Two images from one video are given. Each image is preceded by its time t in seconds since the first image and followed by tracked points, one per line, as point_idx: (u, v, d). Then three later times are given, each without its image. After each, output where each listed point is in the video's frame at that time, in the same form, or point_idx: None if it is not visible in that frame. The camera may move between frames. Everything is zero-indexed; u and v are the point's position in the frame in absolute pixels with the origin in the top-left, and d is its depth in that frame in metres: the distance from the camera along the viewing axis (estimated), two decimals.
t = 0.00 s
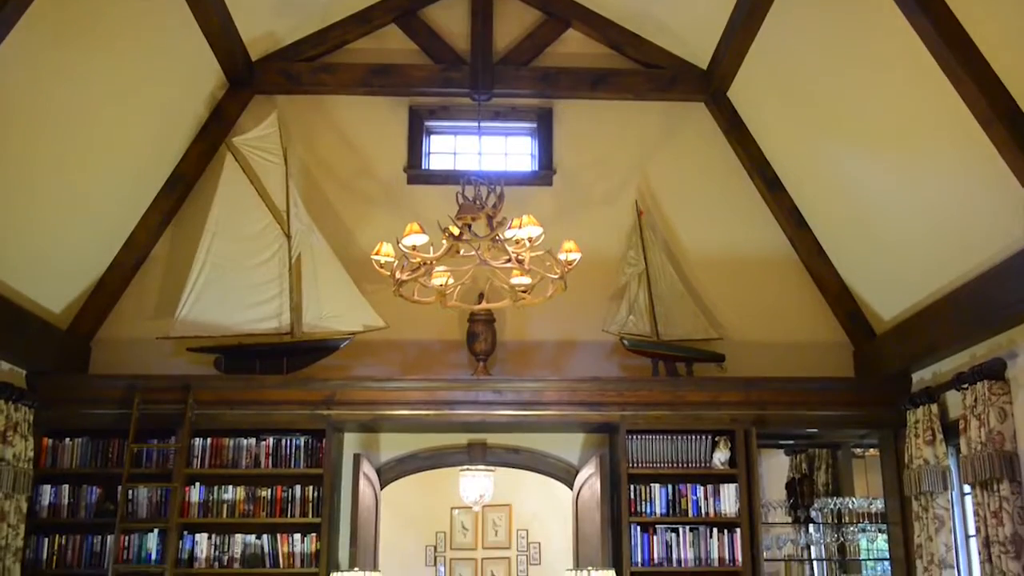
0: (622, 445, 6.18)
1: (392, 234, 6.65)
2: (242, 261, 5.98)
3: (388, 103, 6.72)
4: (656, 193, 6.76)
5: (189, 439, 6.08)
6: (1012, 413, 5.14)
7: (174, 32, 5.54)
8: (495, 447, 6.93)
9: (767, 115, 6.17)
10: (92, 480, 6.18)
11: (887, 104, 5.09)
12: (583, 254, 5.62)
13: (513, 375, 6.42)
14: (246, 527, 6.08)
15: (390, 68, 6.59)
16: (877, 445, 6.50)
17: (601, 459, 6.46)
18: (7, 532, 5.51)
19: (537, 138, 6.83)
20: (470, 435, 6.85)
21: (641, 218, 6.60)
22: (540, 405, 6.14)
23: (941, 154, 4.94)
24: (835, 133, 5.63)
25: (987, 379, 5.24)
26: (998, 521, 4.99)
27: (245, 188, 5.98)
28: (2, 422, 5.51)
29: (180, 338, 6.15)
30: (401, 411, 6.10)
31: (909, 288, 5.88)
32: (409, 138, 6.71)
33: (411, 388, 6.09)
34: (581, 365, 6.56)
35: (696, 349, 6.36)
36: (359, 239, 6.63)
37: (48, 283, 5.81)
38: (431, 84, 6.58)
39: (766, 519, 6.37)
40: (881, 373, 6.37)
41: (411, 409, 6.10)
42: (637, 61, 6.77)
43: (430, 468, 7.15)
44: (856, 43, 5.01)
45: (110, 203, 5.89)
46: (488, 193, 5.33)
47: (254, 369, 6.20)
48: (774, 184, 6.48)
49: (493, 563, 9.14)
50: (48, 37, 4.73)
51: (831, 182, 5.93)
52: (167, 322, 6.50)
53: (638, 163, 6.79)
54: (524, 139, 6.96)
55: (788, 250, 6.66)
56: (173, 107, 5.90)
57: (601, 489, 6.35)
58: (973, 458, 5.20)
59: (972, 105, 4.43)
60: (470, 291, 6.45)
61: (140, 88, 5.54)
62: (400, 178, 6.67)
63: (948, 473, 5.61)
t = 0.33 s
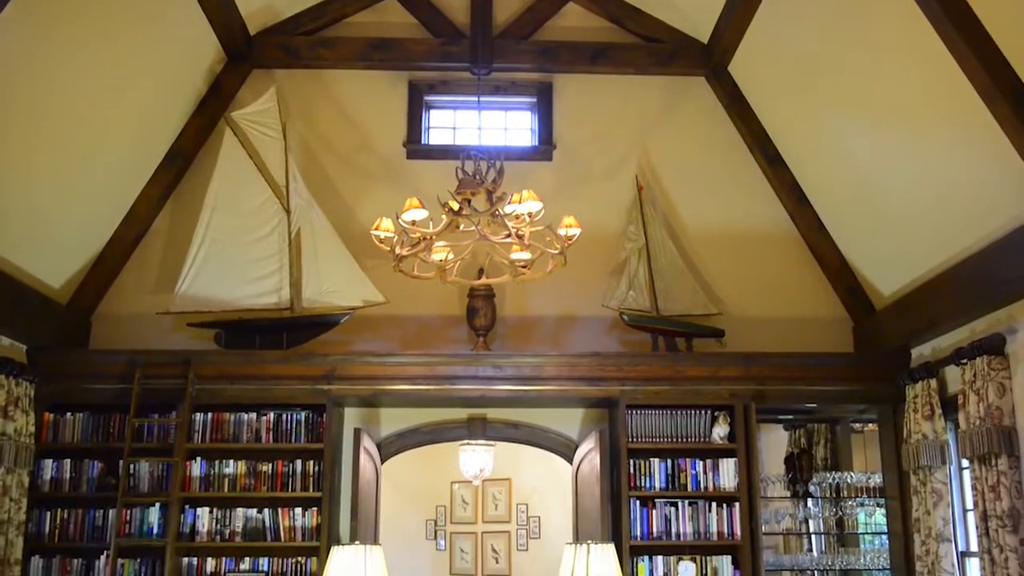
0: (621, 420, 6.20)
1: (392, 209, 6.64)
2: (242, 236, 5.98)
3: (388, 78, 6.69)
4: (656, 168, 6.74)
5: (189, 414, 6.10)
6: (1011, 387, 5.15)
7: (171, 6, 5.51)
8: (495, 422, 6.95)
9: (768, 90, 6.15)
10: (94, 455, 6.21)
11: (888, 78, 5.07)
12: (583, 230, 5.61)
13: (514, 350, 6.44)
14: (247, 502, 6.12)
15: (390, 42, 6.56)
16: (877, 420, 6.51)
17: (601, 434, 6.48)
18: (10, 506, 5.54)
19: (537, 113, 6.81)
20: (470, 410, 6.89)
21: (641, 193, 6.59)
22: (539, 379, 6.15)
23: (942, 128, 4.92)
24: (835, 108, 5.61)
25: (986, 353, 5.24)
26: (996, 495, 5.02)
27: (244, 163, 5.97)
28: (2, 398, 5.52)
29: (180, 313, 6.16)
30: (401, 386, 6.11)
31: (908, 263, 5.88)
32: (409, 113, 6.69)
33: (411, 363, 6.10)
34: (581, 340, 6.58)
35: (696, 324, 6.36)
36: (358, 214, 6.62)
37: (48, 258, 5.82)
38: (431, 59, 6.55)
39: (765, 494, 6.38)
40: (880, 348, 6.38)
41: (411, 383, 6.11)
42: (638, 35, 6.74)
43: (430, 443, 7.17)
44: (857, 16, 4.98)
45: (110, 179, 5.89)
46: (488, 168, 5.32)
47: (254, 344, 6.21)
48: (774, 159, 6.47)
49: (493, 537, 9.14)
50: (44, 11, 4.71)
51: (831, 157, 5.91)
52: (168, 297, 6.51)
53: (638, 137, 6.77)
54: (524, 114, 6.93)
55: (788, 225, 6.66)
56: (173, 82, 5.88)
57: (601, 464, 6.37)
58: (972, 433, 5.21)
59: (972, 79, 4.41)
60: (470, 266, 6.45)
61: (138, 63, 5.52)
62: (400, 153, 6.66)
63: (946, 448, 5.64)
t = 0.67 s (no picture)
0: (621, 397, 6.21)
1: (392, 186, 6.62)
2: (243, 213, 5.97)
3: (387, 53, 6.66)
4: (656, 144, 6.72)
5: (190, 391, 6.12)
6: (1011, 364, 5.16)
7: None
8: (495, 399, 6.96)
9: (769, 67, 6.12)
10: (95, 432, 6.23)
11: (889, 54, 5.04)
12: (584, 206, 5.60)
13: (513, 327, 6.45)
14: (248, 478, 6.15)
15: (389, 18, 6.52)
16: (876, 397, 6.54)
17: (601, 411, 6.49)
18: (11, 482, 5.57)
19: (538, 90, 6.78)
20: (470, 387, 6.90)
21: (641, 170, 6.58)
22: (539, 356, 6.16)
23: (943, 105, 4.90)
24: (836, 84, 5.59)
25: (985, 330, 5.24)
26: (994, 472, 5.05)
27: (243, 140, 5.95)
28: (3, 375, 5.53)
29: (180, 291, 6.16)
30: (402, 363, 6.12)
31: (909, 240, 5.88)
32: (408, 89, 6.66)
33: (411, 341, 6.11)
34: (581, 317, 6.59)
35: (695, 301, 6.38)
36: (359, 191, 6.61)
37: (48, 235, 5.82)
38: (430, 34, 6.52)
39: (763, 471, 6.44)
40: (881, 325, 6.38)
41: (411, 360, 6.12)
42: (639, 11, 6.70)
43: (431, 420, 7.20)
44: None
45: (108, 156, 5.87)
46: (488, 144, 5.30)
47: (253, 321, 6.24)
48: (776, 136, 6.46)
49: (493, 514, 9.18)
50: None
51: (833, 133, 5.89)
52: (168, 274, 6.51)
53: (638, 114, 6.74)
54: (524, 90, 6.91)
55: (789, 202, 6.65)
56: (172, 58, 5.85)
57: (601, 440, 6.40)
58: (971, 409, 5.22)
59: (974, 56, 4.39)
60: (470, 243, 6.45)
61: (137, 39, 5.49)
62: (400, 129, 6.64)
63: (945, 425, 5.65)
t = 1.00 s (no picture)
0: (621, 376, 6.23)
1: (391, 164, 6.61)
2: (242, 191, 5.96)
3: (385, 31, 6.62)
4: (656, 122, 6.70)
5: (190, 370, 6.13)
6: (1010, 343, 5.15)
7: None
8: (494, 377, 6.97)
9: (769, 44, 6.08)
10: (96, 410, 6.24)
11: (890, 32, 5.01)
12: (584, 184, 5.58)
13: (513, 306, 6.47)
14: (249, 457, 6.16)
15: None
16: (875, 376, 6.54)
17: (600, 390, 6.50)
18: (13, 461, 5.59)
19: (538, 68, 6.74)
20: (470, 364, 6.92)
21: (641, 148, 6.57)
22: (539, 335, 6.16)
23: (945, 83, 4.88)
24: (836, 62, 5.56)
25: (986, 309, 5.24)
26: (992, 450, 5.06)
27: (242, 119, 5.93)
28: (3, 354, 5.53)
29: (180, 269, 6.16)
30: (401, 341, 6.13)
31: (909, 219, 5.87)
32: (407, 66, 6.63)
33: (411, 320, 6.11)
34: (581, 296, 6.59)
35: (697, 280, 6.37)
36: (358, 169, 6.59)
37: (47, 214, 5.81)
38: (429, 11, 6.47)
39: (762, 449, 6.46)
40: (880, 303, 6.38)
41: (410, 339, 6.12)
42: None
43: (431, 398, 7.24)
44: None
45: (107, 134, 5.85)
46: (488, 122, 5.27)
47: (253, 300, 6.22)
48: (776, 114, 6.43)
49: (493, 491, 9.21)
50: None
51: (834, 111, 5.87)
52: (167, 252, 6.51)
53: (639, 91, 6.71)
54: (524, 68, 6.87)
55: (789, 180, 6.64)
56: (170, 36, 5.82)
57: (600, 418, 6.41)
58: (970, 388, 5.23)
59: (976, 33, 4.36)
60: (470, 223, 6.47)
61: (134, 17, 5.45)
62: (399, 108, 6.61)
63: (943, 404, 5.66)
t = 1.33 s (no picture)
0: (621, 356, 6.24)
1: (391, 144, 6.60)
2: (242, 171, 5.96)
3: (384, 10, 6.59)
4: (657, 103, 6.68)
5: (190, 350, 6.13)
6: (1009, 323, 5.16)
7: None
8: (494, 358, 6.98)
9: (769, 24, 6.05)
10: (97, 390, 6.25)
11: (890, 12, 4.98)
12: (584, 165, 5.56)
13: (513, 287, 6.47)
14: (249, 437, 6.18)
15: None
16: (874, 356, 6.55)
17: (600, 370, 6.51)
18: (15, 441, 5.61)
19: (538, 47, 6.72)
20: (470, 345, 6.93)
21: (641, 128, 6.55)
22: (539, 316, 6.17)
23: (945, 64, 4.86)
24: (836, 42, 5.53)
25: (986, 289, 5.23)
26: (991, 430, 5.08)
27: (241, 99, 5.91)
28: (3, 334, 5.53)
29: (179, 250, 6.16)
30: (401, 322, 6.13)
31: (909, 199, 5.87)
32: (407, 46, 6.60)
33: (411, 300, 6.11)
34: (581, 276, 6.60)
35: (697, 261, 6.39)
36: (358, 149, 6.58)
37: (46, 194, 5.80)
38: None
39: (761, 430, 6.48)
40: (880, 284, 6.38)
41: (410, 319, 6.12)
42: None
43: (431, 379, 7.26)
44: None
45: (105, 114, 5.83)
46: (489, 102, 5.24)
47: (252, 281, 6.24)
48: (777, 95, 6.41)
49: (493, 472, 9.25)
50: None
51: (834, 92, 5.85)
52: (167, 233, 6.50)
53: (639, 72, 6.69)
54: (524, 48, 6.85)
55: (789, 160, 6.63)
56: (168, 16, 5.79)
57: (600, 398, 6.41)
58: (970, 368, 5.23)
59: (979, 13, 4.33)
60: (470, 202, 6.46)
61: None
62: (399, 88, 6.59)
63: (942, 384, 5.67)
